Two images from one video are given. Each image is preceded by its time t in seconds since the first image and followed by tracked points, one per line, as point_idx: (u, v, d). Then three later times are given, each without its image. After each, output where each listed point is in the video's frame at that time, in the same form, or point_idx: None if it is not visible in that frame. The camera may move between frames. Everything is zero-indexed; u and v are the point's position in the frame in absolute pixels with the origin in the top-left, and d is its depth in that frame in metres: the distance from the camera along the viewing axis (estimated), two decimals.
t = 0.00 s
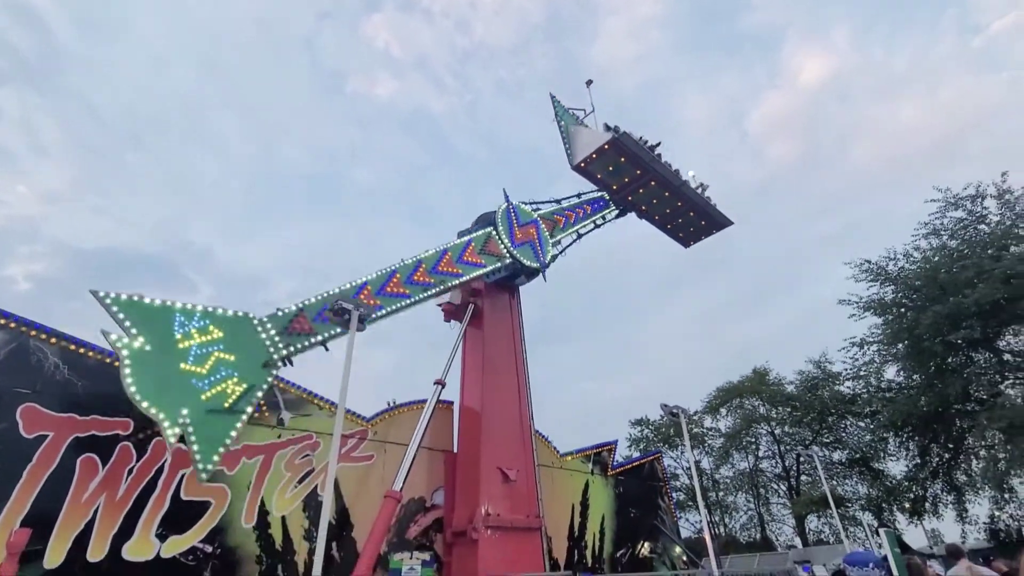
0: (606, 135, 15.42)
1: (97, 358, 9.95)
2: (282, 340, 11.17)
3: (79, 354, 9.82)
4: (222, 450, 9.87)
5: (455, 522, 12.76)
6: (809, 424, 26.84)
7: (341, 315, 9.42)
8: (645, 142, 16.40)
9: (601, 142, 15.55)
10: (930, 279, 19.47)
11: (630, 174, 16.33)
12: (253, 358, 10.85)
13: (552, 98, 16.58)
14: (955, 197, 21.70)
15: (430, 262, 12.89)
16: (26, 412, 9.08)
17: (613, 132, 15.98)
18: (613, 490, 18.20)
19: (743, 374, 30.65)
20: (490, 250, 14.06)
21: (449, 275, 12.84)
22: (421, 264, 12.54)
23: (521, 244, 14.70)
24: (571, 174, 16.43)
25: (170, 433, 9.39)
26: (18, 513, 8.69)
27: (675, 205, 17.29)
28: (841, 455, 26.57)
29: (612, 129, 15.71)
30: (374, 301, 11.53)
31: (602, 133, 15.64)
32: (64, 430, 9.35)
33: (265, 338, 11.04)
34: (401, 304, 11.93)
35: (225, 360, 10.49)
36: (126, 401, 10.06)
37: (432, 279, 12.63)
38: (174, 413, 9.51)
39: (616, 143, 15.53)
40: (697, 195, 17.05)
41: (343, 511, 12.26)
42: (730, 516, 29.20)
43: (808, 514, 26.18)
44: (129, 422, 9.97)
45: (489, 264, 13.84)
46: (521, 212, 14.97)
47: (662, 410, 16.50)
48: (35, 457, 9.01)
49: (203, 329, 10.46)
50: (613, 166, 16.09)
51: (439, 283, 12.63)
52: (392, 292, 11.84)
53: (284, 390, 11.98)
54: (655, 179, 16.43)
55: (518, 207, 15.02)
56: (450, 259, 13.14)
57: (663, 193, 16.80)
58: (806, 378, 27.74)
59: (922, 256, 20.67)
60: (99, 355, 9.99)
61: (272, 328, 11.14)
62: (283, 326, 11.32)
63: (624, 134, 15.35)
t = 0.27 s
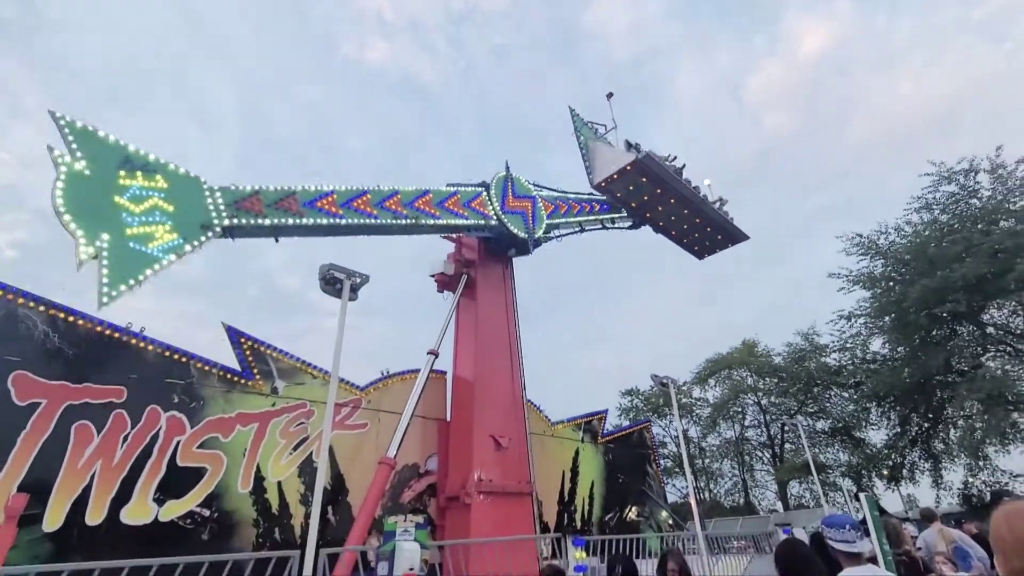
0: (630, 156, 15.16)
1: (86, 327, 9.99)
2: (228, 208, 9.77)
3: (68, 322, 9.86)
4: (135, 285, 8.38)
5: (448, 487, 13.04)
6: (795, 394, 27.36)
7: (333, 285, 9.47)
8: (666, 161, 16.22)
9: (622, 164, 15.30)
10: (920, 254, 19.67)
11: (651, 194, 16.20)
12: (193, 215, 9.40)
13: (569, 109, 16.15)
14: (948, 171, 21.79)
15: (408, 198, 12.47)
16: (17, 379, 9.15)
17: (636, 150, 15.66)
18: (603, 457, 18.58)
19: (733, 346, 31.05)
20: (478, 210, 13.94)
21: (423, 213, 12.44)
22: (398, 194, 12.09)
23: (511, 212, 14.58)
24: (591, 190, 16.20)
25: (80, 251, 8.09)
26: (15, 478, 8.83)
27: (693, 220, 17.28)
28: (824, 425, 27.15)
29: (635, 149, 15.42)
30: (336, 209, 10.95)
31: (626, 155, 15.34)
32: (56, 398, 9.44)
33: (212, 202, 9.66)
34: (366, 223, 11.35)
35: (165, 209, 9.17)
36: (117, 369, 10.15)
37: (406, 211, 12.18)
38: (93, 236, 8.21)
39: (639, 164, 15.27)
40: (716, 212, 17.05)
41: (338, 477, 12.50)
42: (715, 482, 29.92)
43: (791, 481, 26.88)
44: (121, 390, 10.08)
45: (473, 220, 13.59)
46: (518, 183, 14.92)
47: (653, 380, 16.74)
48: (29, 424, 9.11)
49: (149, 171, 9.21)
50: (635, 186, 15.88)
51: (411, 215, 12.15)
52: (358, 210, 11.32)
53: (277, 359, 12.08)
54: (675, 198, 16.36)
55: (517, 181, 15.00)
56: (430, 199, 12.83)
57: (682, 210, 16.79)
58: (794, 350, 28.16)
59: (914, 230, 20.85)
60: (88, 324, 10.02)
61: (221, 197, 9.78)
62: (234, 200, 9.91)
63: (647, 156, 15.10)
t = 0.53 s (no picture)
0: (650, 181, 15.25)
1: (79, 289, 10.04)
2: (194, 57, 9.65)
3: (61, 285, 9.90)
4: (72, 88, 8.31)
5: (445, 446, 13.36)
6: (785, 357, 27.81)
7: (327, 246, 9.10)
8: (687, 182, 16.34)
9: (640, 188, 15.44)
10: (915, 218, 19.73)
11: (670, 214, 16.42)
12: (158, 52, 9.34)
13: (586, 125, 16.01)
14: (949, 134, 21.73)
15: (393, 119, 12.42)
16: (12, 341, 9.24)
17: (655, 171, 15.70)
18: (596, 418, 18.96)
19: (726, 309, 31.36)
20: (468, 158, 13.79)
21: (403, 137, 12.37)
22: (383, 110, 12.01)
23: (503, 169, 14.49)
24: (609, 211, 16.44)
25: (28, 42, 8.15)
26: (17, 438, 9.01)
27: (710, 236, 17.62)
28: (812, 386, 27.69)
29: (656, 172, 15.49)
30: (312, 100, 10.90)
31: (646, 178, 15.45)
32: (53, 360, 9.55)
33: (181, 48, 9.58)
34: (337, 124, 11.23)
35: (133, 38, 9.15)
36: (113, 331, 10.25)
37: (386, 129, 12.10)
38: (46, 32, 8.23)
39: (660, 188, 15.38)
40: (733, 229, 17.36)
41: (337, 437, 12.77)
42: (704, 441, 30.65)
43: (778, 440, 27.57)
44: (118, 352, 10.21)
45: (459, 162, 13.45)
46: (518, 148, 14.94)
47: (646, 343, 16.99)
48: (28, 386, 9.24)
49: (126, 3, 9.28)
50: (654, 208, 16.11)
51: (389, 134, 12.09)
52: (334, 108, 11.23)
53: (273, 322, 12.20)
54: (693, 218, 16.65)
55: (517, 146, 15.02)
56: (416, 128, 12.81)
57: (699, 228, 17.10)
58: (786, 314, 28.47)
59: (910, 194, 20.90)
60: (82, 287, 10.08)
61: (191, 48, 9.69)
62: (204, 55, 9.81)
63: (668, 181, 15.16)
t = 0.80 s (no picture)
0: (663, 225, 15.17)
1: (70, 259, 10.00)
2: None
3: (51, 254, 9.84)
4: None
5: (441, 415, 13.57)
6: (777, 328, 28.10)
7: (320, 217, 8.22)
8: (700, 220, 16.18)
9: (652, 231, 15.39)
10: (912, 189, 19.73)
11: (682, 252, 16.31)
12: None
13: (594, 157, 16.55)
14: (949, 105, 21.62)
15: (389, 47, 12.41)
16: (4, 311, 9.17)
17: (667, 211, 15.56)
18: (590, 387, 19.21)
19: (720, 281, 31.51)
20: (461, 110, 13.68)
21: (393, 63, 12.25)
22: (378, 31, 11.95)
23: (496, 133, 14.38)
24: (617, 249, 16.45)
25: None
26: (15, 406, 9.08)
27: (721, 269, 17.59)
28: (802, 356, 28.05)
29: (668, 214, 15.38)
30: None
31: (658, 221, 15.41)
32: (47, 329, 9.57)
33: None
34: (327, 26, 11.12)
35: None
36: (107, 301, 10.26)
37: (377, 50, 12.03)
38: None
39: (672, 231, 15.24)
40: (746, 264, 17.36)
41: (334, 405, 12.94)
42: (695, 410, 31.14)
43: (767, 408, 28.04)
44: (112, 322, 10.24)
45: (448, 108, 13.29)
46: (519, 119, 15.02)
47: (640, 313, 17.12)
48: (23, 355, 9.27)
49: None
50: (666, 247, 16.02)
51: (379, 55, 11.95)
52: (326, 12, 11.12)
53: (267, 292, 12.23)
54: (705, 255, 16.56)
55: (518, 119, 15.15)
56: (410, 62, 12.74)
57: (710, 263, 17.04)
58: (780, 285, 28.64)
59: (908, 165, 20.87)
60: (72, 257, 10.03)
61: None
62: None
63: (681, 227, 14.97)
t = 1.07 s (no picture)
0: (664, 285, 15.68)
1: (62, 235, 9.95)
2: None
3: (42, 230, 9.78)
4: None
5: (438, 390, 13.69)
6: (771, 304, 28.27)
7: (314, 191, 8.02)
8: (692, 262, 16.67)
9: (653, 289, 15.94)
10: (910, 165, 19.68)
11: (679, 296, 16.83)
12: None
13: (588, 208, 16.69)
14: (951, 79, 21.50)
15: None
16: None
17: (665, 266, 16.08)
18: (585, 363, 19.37)
19: (717, 258, 31.56)
20: (460, 66, 13.55)
21: None
22: None
23: (491, 102, 14.22)
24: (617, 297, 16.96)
25: None
26: (12, 382, 9.13)
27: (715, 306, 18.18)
28: (796, 332, 28.28)
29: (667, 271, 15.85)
30: None
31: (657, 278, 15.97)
32: (42, 306, 9.57)
33: None
34: None
35: None
36: (100, 277, 10.24)
37: None
38: None
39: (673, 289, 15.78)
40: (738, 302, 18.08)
41: (332, 380, 13.04)
42: (689, 384, 31.49)
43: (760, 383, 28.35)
44: (106, 298, 10.24)
45: (444, 59, 13.07)
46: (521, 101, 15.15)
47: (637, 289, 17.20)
48: (18, 331, 9.28)
49: None
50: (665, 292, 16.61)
51: None
52: None
53: (262, 269, 12.21)
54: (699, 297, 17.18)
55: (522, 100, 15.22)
56: (417, 7, 12.68)
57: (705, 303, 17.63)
58: (775, 262, 28.72)
59: (907, 141, 20.81)
60: (64, 232, 9.98)
61: None
62: None
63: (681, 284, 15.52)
